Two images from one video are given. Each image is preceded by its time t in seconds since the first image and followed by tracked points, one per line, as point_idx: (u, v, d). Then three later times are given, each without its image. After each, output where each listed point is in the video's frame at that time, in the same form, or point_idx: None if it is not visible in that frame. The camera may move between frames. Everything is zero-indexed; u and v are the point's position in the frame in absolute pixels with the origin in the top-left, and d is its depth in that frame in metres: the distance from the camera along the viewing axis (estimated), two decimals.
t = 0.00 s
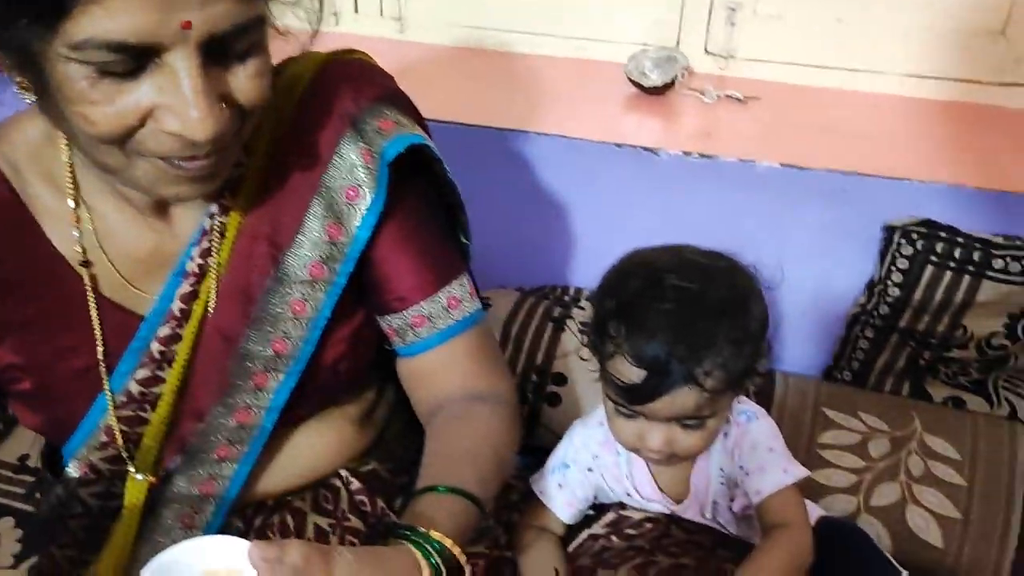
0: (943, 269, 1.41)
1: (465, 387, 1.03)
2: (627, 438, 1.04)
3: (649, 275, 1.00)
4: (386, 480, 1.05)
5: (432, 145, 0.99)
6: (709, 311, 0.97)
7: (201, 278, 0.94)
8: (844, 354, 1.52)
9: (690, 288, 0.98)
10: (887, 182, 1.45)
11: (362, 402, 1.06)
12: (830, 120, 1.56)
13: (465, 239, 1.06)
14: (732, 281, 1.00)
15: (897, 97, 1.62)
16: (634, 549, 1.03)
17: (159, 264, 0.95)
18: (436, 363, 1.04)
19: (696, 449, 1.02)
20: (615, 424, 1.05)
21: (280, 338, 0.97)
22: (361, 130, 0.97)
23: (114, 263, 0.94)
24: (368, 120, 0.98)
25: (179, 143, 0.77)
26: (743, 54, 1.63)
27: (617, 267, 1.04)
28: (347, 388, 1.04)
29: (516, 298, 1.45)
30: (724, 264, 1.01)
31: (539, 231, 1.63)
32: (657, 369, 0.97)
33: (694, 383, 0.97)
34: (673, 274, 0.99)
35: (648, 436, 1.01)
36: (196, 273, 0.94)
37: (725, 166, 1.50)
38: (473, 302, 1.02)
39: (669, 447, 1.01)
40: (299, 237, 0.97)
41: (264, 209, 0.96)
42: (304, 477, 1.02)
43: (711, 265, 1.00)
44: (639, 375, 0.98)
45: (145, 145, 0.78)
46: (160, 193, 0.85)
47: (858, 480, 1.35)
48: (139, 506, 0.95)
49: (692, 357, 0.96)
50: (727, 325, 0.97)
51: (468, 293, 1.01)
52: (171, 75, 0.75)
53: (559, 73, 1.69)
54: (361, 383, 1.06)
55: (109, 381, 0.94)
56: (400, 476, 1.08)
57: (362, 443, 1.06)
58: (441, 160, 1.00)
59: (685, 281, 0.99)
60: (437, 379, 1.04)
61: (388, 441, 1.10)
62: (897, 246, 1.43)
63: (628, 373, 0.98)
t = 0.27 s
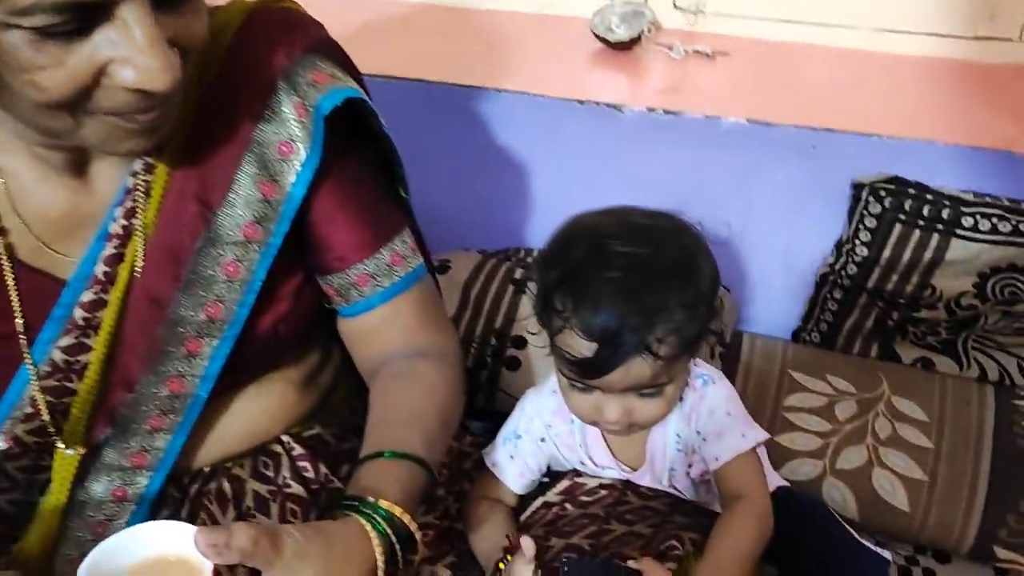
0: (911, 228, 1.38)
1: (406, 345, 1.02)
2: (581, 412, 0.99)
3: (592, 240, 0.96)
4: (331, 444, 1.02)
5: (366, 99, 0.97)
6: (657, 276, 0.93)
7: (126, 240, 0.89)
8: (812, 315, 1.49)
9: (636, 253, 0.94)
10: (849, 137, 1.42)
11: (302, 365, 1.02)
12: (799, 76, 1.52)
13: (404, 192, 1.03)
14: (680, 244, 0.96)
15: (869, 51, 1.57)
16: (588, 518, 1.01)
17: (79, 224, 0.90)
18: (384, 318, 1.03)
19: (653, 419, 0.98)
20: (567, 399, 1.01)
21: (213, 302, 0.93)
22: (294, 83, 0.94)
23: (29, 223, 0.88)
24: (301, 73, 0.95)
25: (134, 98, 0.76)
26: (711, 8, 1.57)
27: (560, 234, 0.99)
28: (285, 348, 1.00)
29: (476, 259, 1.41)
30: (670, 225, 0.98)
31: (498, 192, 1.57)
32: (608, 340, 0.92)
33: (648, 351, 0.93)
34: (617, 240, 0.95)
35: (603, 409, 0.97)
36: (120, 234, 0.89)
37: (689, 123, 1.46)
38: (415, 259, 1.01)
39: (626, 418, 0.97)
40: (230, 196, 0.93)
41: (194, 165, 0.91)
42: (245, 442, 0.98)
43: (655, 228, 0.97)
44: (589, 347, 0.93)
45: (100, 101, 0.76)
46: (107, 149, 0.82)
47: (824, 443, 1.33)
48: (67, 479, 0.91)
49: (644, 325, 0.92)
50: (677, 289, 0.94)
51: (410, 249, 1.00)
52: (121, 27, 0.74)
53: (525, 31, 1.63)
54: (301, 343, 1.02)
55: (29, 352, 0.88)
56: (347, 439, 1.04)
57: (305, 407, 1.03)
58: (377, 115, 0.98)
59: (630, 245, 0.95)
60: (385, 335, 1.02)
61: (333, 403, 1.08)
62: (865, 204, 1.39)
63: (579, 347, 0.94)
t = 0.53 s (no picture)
0: (913, 187, 1.31)
1: (376, 297, 0.96)
2: (560, 381, 0.94)
3: (566, 194, 0.90)
4: (293, 413, 0.96)
5: (330, 47, 0.92)
6: (633, 225, 0.87)
7: (68, 197, 0.82)
8: (808, 279, 1.42)
9: (610, 203, 0.88)
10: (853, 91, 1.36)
11: (264, 329, 0.96)
12: (797, 26, 1.47)
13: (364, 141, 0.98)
14: (654, 194, 0.90)
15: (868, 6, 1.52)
16: (566, 492, 0.95)
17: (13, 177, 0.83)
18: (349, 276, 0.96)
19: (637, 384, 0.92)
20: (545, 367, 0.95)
21: (167, 264, 0.87)
22: (253, 26, 0.87)
23: None
24: (261, 16, 0.88)
25: (74, 39, 0.67)
26: None
27: (530, 191, 0.93)
28: (245, 310, 0.93)
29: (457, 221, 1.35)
30: (645, 175, 0.92)
31: (480, 147, 1.49)
32: (587, 298, 0.86)
33: (629, 306, 0.86)
34: (591, 190, 0.89)
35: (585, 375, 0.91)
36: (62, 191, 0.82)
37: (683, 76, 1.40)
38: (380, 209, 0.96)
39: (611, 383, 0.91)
40: (183, 149, 0.86)
41: (142, 115, 0.84)
42: (206, 405, 0.91)
43: (628, 177, 0.91)
44: (566, 306, 0.87)
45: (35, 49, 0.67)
46: (43, 100, 0.73)
47: (819, 412, 1.27)
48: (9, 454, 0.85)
49: (622, 278, 0.86)
50: (655, 239, 0.88)
51: (374, 199, 0.96)
52: None
53: None
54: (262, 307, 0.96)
55: None
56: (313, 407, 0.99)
57: (267, 373, 0.96)
58: (340, 64, 0.93)
59: (603, 195, 0.89)
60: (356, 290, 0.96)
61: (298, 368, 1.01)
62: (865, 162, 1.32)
63: (555, 309, 0.88)
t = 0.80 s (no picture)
0: (955, 148, 1.23)
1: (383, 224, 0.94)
2: (572, 343, 0.87)
3: (580, 136, 0.83)
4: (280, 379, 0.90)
5: None
6: (654, 168, 0.80)
7: (36, 149, 0.77)
8: (835, 248, 1.33)
9: (629, 144, 0.81)
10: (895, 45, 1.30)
11: (253, 289, 0.89)
12: None
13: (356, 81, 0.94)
14: (677, 134, 0.83)
15: None
16: (570, 470, 0.88)
17: None
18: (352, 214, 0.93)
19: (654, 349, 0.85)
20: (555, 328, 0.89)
21: (150, 225, 0.81)
22: None
23: None
24: None
25: None
26: None
27: (541, 137, 0.86)
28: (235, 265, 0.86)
29: (466, 177, 1.26)
30: (666, 117, 0.85)
31: (488, 103, 1.40)
32: (602, 248, 0.79)
33: (649, 253, 0.79)
34: (608, 130, 0.82)
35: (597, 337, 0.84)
36: (29, 144, 0.76)
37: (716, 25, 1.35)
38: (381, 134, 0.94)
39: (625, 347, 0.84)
40: (169, 100, 0.80)
41: (119, 60, 0.78)
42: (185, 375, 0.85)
43: (649, 118, 0.84)
44: (579, 256, 0.80)
45: None
46: None
47: (845, 388, 1.20)
48: None
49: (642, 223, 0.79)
50: (679, 184, 0.80)
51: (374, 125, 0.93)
52: None
53: None
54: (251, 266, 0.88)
55: None
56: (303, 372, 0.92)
57: (254, 335, 0.89)
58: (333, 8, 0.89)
59: (621, 136, 0.82)
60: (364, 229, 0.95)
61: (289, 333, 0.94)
62: (903, 119, 1.25)
63: (568, 260, 0.81)
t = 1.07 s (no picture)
0: (969, 127, 1.16)
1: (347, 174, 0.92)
2: (538, 314, 0.81)
3: (546, 84, 0.78)
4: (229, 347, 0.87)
5: None
6: (624, 116, 0.76)
7: None
8: (842, 230, 1.28)
9: (598, 91, 0.77)
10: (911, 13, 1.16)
11: (208, 253, 0.85)
12: None
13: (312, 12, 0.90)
14: (649, 86, 0.79)
15: None
16: (520, 454, 0.85)
17: None
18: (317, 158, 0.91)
19: (626, 316, 0.79)
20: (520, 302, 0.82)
21: (92, 183, 0.77)
22: None
23: None
24: None
25: None
26: None
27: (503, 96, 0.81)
28: (182, 224, 0.81)
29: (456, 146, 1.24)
30: (638, 71, 0.81)
31: (485, 68, 1.39)
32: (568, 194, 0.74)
33: (619, 198, 0.74)
34: (575, 77, 0.77)
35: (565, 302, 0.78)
36: None
37: None
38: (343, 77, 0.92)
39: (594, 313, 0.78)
40: (115, 52, 0.76)
41: (63, 11, 0.75)
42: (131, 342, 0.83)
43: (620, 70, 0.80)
44: (546, 203, 0.75)
45: None
46: None
47: (838, 377, 1.14)
48: None
49: (611, 169, 0.74)
50: (650, 131, 0.76)
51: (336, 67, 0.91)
52: None
53: None
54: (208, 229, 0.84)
55: None
56: (255, 341, 0.88)
57: (204, 300, 0.86)
58: None
59: (589, 85, 0.77)
60: (324, 195, 0.91)
61: (244, 300, 0.90)
62: (917, 95, 1.17)
63: (531, 213, 0.76)
